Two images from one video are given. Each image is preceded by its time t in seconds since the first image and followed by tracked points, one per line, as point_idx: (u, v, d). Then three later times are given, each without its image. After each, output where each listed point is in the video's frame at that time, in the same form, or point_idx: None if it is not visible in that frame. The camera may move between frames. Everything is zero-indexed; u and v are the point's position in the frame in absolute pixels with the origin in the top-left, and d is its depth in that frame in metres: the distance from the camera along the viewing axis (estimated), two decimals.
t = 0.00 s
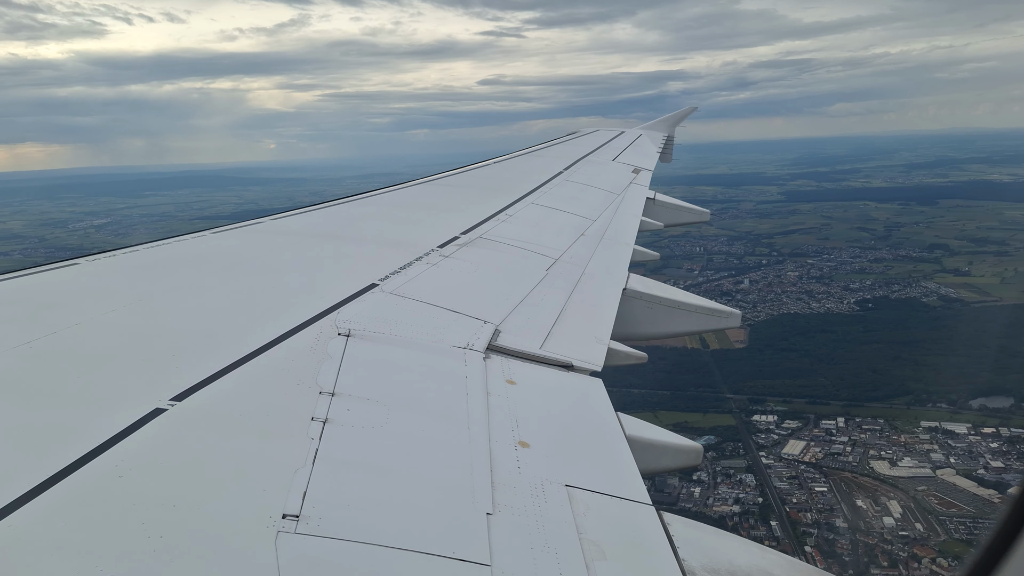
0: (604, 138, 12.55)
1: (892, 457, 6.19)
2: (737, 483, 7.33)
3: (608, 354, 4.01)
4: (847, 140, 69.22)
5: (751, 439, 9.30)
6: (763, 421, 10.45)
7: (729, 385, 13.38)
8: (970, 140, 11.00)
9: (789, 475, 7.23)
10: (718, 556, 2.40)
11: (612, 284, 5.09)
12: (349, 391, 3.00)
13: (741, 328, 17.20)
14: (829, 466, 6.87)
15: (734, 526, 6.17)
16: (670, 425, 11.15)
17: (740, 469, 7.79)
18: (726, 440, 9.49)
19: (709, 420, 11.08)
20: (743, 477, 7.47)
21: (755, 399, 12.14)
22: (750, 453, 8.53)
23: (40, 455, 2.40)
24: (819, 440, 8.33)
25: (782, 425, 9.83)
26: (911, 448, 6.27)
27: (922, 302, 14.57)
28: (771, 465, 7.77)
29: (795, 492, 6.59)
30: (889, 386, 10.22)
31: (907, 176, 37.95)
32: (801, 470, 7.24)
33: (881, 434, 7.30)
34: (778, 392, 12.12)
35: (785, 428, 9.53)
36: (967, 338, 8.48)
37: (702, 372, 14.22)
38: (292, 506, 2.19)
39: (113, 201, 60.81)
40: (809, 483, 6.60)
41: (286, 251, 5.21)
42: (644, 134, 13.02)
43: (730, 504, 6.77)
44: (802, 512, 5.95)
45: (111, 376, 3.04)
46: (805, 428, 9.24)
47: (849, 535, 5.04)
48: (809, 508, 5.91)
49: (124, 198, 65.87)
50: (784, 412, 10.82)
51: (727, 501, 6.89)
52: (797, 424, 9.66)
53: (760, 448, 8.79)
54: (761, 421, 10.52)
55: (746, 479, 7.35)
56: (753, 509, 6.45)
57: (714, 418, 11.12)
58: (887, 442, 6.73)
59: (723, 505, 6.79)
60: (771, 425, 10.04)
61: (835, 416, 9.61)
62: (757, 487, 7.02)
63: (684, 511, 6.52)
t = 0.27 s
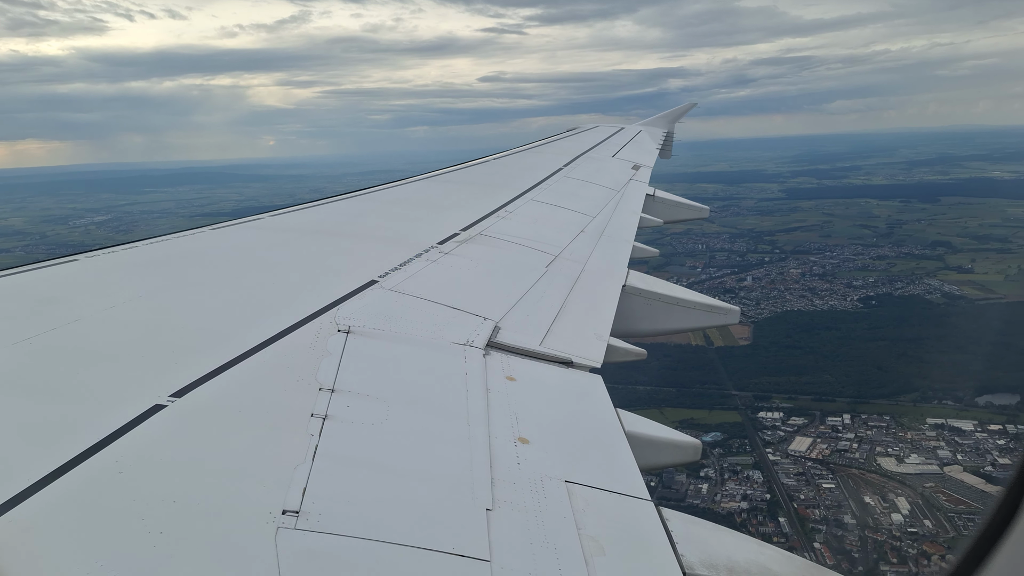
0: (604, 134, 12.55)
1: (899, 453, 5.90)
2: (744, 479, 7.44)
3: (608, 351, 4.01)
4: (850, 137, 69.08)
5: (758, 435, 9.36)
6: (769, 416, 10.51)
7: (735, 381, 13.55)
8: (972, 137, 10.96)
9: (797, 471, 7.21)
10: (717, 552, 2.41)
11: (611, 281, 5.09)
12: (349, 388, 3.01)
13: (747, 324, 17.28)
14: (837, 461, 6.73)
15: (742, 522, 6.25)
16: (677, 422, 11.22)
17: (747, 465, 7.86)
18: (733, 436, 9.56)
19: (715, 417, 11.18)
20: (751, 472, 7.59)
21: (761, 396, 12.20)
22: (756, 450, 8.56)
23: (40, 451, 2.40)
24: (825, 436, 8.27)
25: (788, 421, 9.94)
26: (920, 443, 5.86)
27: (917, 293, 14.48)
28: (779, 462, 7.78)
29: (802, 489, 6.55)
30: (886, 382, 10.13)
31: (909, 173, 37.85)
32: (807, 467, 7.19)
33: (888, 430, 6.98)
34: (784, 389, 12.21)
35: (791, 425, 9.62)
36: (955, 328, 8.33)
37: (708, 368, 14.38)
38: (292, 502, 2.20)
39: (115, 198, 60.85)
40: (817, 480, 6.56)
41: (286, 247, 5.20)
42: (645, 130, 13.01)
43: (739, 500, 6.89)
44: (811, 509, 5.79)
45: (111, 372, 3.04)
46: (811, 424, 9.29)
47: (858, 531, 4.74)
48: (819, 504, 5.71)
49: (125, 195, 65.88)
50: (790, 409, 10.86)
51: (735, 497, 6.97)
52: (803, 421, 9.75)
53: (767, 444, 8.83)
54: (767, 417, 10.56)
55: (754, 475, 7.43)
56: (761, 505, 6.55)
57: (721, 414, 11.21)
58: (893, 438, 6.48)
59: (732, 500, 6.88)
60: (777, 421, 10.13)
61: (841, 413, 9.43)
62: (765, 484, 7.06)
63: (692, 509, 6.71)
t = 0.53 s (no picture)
0: (605, 129, 12.54)
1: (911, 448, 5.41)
2: (754, 477, 7.61)
3: (608, 345, 4.01)
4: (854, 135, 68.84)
5: (766, 433, 9.42)
6: (778, 415, 10.53)
7: (742, 378, 13.84)
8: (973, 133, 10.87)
9: (807, 468, 7.14)
10: (717, 547, 2.41)
11: (611, 276, 5.08)
12: (351, 382, 3.01)
13: (751, 322, 17.91)
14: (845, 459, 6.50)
15: (754, 522, 6.43)
16: (685, 419, 11.66)
17: (757, 463, 8.06)
18: (742, 434, 9.72)
19: (723, 413, 11.49)
20: (761, 471, 7.68)
21: (769, 393, 12.23)
22: (765, 447, 8.70)
23: (42, 445, 2.42)
24: (835, 432, 8.13)
25: (797, 418, 9.92)
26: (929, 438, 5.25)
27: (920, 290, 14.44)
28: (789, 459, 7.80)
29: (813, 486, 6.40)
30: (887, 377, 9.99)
31: (914, 170, 37.66)
32: (817, 464, 7.04)
33: (898, 427, 6.45)
34: (792, 386, 12.22)
35: (800, 422, 9.59)
36: (957, 326, 8.15)
37: (715, 365, 14.81)
38: (293, 496, 2.21)
39: (119, 195, 60.91)
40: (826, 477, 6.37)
41: (288, 242, 5.21)
42: (646, 124, 12.98)
43: (749, 497, 7.13)
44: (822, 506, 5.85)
45: (112, 366, 3.05)
46: (820, 423, 9.22)
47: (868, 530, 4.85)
48: (829, 500, 5.78)
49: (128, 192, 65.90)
50: (799, 407, 10.76)
51: (745, 494, 7.25)
52: (811, 418, 9.70)
53: (775, 441, 8.94)
54: (775, 415, 10.58)
55: (763, 473, 7.59)
56: (769, 505, 6.66)
57: (728, 411, 11.52)
58: (903, 432, 6.13)
59: (742, 497, 7.16)
60: (786, 418, 10.13)
61: (849, 408, 9.13)
62: (775, 481, 7.21)
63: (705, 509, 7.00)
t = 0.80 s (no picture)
0: (606, 124, 12.51)
1: (916, 449, 5.39)
2: (763, 474, 7.49)
3: (609, 340, 4.01)
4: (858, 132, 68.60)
5: (774, 430, 9.39)
6: (786, 412, 10.44)
7: (749, 375, 13.84)
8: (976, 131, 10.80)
9: (816, 465, 7.02)
10: (718, 541, 2.42)
11: (612, 271, 5.08)
12: (352, 377, 3.02)
13: (757, 320, 17.93)
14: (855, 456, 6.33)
15: (763, 519, 6.22)
16: (692, 417, 11.66)
17: (765, 459, 7.96)
18: (750, 432, 9.68)
19: (731, 411, 11.47)
20: (769, 467, 7.65)
21: (776, 390, 12.15)
22: (773, 445, 8.65)
23: (43, 439, 2.42)
24: (843, 429, 7.96)
25: (806, 416, 9.79)
26: (936, 437, 5.34)
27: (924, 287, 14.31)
28: (798, 458, 7.70)
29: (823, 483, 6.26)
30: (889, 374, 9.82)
31: (919, 166, 37.47)
32: (826, 462, 6.84)
33: (905, 425, 6.39)
34: (799, 383, 12.12)
35: (808, 419, 9.46)
36: (960, 323, 8.06)
37: (723, 363, 14.84)
38: (295, 490, 2.21)
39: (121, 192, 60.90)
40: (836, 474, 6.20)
41: (288, 237, 5.20)
42: (647, 119, 12.95)
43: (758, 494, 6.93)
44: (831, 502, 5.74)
45: (113, 360, 3.05)
46: (828, 419, 9.08)
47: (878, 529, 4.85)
48: (839, 498, 5.64)
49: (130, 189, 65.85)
50: (806, 404, 10.59)
51: (755, 492, 7.05)
52: (820, 415, 9.55)
53: (784, 438, 8.90)
54: (783, 412, 10.50)
55: (772, 469, 7.47)
56: (778, 501, 6.43)
57: (736, 409, 11.49)
58: (910, 432, 6.03)
59: (752, 494, 6.96)
60: (794, 416, 10.02)
61: (856, 405, 8.83)
62: (783, 478, 7.03)
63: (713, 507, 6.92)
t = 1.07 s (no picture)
0: (607, 121, 12.50)
1: (926, 447, 5.55)
2: (772, 471, 7.41)
3: (609, 336, 4.01)
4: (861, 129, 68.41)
5: (782, 428, 9.34)
6: (794, 410, 10.37)
7: (756, 373, 13.81)
8: (977, 128, 10.75)
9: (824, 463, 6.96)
10: (718, 537, 2.43)
11: (613, 268, 5.08)
12: (353, 373, 3.02)
13: (762, 317, 17.87)
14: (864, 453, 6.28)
15: (771, 516, 5.97)
16: (700, 415, 11.56)
17: (774, 457, 7.85)
18: (758, 429, 9.59)
19: (739, 408, 11.38)
20: (778, 464, 7.57)
21: (783, 389, 12.10)
22: (781, 443, 8.56)
23: (45, 434, 2.43)
24: (852, 428, 7.86)
25: (813, 414, 9.69)
26: (943, 435, 5.59)
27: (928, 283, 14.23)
28: (807, 455, 7.64)
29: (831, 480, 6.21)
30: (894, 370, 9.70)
31: (923, 163, 37.32)
32: (837, 460, 6.75)
33: (915, 423, 6.46)
34: (806, 381, 12.08)
35: (817, 417, 9.35)
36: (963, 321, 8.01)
37: (729, 361, 14.82)
38: (295, 486, 2.22)
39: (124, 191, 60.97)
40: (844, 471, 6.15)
41: (289, 233, 5.21)
42: (648, 116, 12.92)
43: (767, 492, 6.80)
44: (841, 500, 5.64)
45: (114, 356, 3.06)
46: (836, 416, 8.97)
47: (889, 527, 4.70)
48: (848, 495, 5.55)
49: (133, 187, 65.89)
50: (813, 403, 10.46)
51: (764, 489, 6.96)
52: (828, 413, 9.43)
53: (792, 437, 8.82)
54: (791, 411, 10.40)
55: (781, 467, 7.38)
56: (789, 498, 6.23)
57: (744, 407, 11.40)
58: (921, 432, 5.99)
59: (761, 493, 6.88)
60: (803, 414, 9.96)
61: (866, 405, 8.73)
62: (791, 476, 6.92)
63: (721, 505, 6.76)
